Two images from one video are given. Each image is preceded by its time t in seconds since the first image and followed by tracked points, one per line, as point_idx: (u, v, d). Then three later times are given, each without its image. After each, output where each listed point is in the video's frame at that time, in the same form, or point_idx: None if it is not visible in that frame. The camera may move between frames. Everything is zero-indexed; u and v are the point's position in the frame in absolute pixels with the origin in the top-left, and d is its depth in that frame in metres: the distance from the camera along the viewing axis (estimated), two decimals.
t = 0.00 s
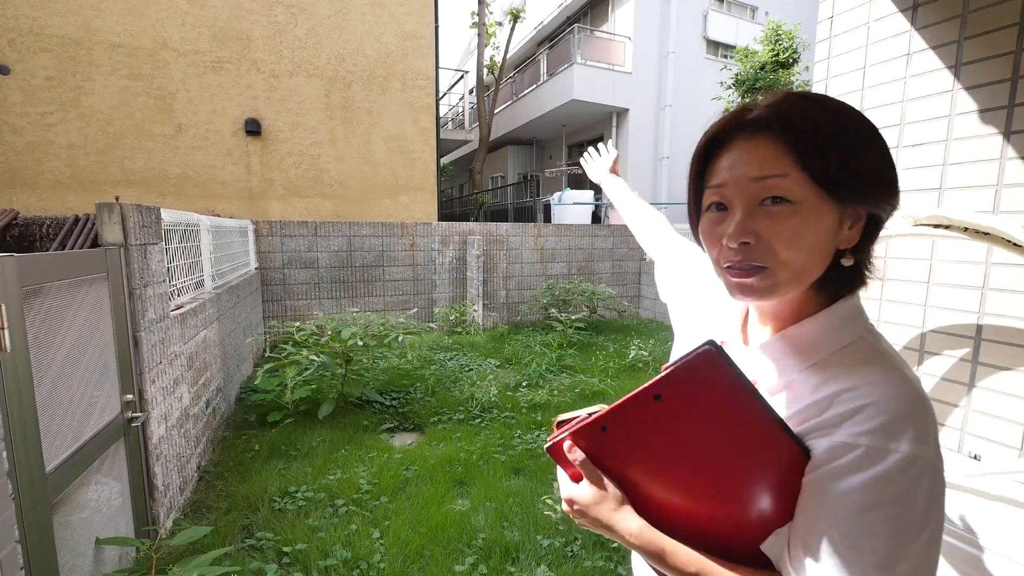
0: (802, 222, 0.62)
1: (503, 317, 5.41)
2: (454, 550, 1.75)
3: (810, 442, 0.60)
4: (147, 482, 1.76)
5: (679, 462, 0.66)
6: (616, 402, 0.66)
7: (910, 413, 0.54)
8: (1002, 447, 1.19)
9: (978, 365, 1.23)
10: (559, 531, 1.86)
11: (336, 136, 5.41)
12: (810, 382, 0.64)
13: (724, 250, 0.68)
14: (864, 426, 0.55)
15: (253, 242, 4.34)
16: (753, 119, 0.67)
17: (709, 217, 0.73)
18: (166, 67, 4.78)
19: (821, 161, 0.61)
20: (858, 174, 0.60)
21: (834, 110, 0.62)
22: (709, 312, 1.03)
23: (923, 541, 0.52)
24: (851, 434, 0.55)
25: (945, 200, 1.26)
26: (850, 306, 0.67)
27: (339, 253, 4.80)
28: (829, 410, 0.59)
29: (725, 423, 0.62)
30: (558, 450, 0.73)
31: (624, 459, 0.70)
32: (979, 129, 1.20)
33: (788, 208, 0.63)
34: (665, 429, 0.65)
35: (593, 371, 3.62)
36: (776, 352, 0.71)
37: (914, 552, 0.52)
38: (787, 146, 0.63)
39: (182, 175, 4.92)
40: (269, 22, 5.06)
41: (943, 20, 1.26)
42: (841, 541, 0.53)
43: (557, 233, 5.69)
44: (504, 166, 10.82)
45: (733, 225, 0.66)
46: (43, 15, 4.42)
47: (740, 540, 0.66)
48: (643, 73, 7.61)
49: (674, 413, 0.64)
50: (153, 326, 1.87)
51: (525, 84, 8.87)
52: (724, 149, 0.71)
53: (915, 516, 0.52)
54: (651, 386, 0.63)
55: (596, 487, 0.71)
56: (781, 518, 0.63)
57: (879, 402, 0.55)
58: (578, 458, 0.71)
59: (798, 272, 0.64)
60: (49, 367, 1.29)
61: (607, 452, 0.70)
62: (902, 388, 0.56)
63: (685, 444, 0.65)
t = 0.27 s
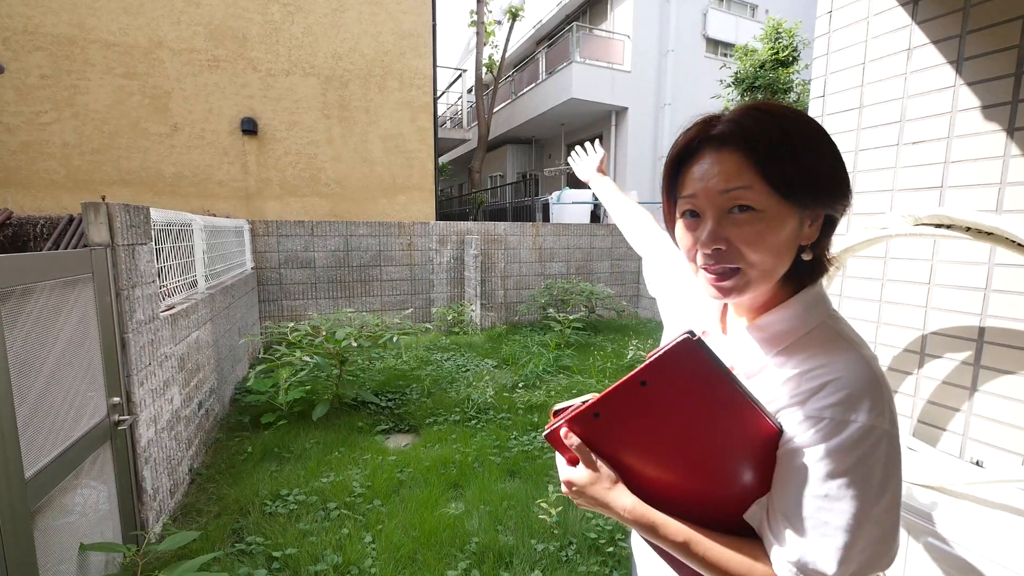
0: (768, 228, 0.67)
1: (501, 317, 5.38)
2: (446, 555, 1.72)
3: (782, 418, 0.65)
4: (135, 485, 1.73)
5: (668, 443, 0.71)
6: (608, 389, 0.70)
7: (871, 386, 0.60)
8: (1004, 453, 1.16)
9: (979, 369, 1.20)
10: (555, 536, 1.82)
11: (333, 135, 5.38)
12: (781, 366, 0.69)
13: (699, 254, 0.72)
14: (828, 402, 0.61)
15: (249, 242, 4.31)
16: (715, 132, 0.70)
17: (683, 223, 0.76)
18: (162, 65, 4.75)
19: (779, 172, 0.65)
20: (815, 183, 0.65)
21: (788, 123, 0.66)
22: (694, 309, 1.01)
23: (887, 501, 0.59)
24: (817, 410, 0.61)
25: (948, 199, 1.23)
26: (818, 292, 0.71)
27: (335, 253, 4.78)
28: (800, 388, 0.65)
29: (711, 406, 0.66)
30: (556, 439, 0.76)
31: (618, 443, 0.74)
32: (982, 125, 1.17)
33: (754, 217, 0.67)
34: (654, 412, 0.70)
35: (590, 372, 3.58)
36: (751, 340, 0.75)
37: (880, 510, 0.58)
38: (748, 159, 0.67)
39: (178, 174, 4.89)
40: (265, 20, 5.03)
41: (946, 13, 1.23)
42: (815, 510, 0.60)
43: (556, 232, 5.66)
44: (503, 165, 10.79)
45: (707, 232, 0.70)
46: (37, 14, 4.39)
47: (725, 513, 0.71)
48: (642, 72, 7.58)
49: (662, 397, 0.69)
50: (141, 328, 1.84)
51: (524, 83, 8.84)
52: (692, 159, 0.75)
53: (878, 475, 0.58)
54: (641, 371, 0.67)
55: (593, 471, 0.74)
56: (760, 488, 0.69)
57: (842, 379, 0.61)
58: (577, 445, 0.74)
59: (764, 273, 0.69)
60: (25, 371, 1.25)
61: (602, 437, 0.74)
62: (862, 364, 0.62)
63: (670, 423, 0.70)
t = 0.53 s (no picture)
0: (775, 224, 0.64)
1: (500, 317, 5.35)
2: (442, 559, 1.70)
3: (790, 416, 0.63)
4: (127, 488, 1.71)
5: (676, 443, 0.68)
6: (614, 386, 0.68)
7: (883, 380, 0.57)
8: (1013, 458, 1.13)
9: (988, 371, 1.17)
10: (553, 541, 1.79)
11: (331, 135, 5.35)
12: (789, 363, 0.66)
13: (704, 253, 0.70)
14: (839, 396, 0.58)
15: (246, 242, 4.28)
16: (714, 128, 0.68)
17: (685, 222, 0.73)
18: (159, 64, 4.72)
19: (784, 166, 0.62)
20: (821, 175, 0.62)
21: (789, 116, 0.63)
22: (704, 306, 0.98)
23: (903, 499, 0.56)
24: (828, 405, 0.58)
25: (955, 197, 1.21)
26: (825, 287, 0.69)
27: (333, 252, 4.74)
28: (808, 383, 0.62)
29: (719, 403, 0.64)
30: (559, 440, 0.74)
31: (622, 443, 0.71)
32: (991, 121, 1.14)
33: (759, 214, 0.64)
34: (661, 411, 0.68)
35: (590, 373, 3.56)
36: (757, 338, 0.73)
37: (895, 510, 0.55)
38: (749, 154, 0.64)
39: (175, 173, 4.86)
40: (262, 19, 5.00)
41: (953, 7, 1.21)
42: (829, 511, 0.56)
43: (555, 232, 5.63)
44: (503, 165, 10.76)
45: (711, 231, 0.67)
46: (33, 12, 4.35)
47: (734, 515, 0.68)
48: (642, 71, 7.55)
49: (669, 394, 0.67)
50: (133, 329, 1.81)
51: (524, 82, 8.81)
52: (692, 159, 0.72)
53: (893, 474, 0.55)
54: (647, 367, 0.66)
55: (598, 470, 0.71)
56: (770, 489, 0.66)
57: (853, 372, 0.58)
58: (581, 445, 0.71)
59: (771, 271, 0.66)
60: (8, 373, 1.23)
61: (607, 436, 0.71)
62: (871, 357, 0.59)
63: (676, 422, 0.67)
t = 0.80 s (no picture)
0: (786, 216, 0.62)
1: (500, 317, 5.34)
2: (443, 561, 1.68)
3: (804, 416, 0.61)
4: (125, 490, 1.69)
5: (687, 443, 0.67)
6: (622, 385, 0.67)
7: (900, 378, 0.56)
8: (1021, 460, 1.12)
9: (997, 373, 1.16)
10: (555, 542, 1.78)
11: (331, 134, 5.34)
12: (801, 361, 0.65)
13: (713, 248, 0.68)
14: (854, 394, 0.56)
15: (246, 241, 4.27)
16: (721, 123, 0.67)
17: (695, 217, 0.72)
18: (159, 63, 4.71)
19: (795, 158, 0.61)
20: (834, 167, 0.61)
21: (799, 108, 0.62)
22: (714, 304, 0.97)
23: (923, 502, 0.54)
24: (843, 404, 0.56)
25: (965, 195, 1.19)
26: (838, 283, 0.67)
27: (333, 252, 4.73)
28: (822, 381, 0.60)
29: (731, 403, 0.62)
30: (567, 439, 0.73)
31: (632, 443, 0.71)
32: (1000, 119, 1.13)
33: (769, 206, 0.63)
34: (671, 411, 0.66)
35: (590, 373, 3.54)
36: (768, 337, 0.71)
37: (914, 513, 0.54)
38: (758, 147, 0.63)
39: (175, 173, 4.85)
40: (263, 18, 4.98)
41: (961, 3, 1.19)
42: (844, 515, 0.55)
43: (556, 231, 5.61)
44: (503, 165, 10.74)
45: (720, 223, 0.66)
46: (32, 11, 4.34)
47: (746, 518, 0.67)
48: (643, 70, 7.53)
49: (680, 393, 0.65)
50: (132, 330, 1.79)
51: (524, 81, 8.80)
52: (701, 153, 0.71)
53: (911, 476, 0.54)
54: (655, 367, 0.64)
55: (607, 470, 0.71)
56: (785, 493, 0.64)
57: (869, 370, 0.57)
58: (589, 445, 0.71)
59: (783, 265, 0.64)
60: (3, 374, 1.21)
61: (616, 436, 0.71)
62: (885, 354, 0.57)
63: (686, 423, 0.66)
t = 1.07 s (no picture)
0: (806, 214, 0.63)
1: (503, 317, 5.33)
2: (450, 563, 1.67)
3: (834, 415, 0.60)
4: (131, 492, 1.68)
5: (710, 441, 0.66)
6: (645, 384, 0.66)
7: (932, 378, 0.54)
8: None
9: (1016, 376, 1.15)
10: (562, 545, 1.76)
11: (333, 134, 5.33)
12: (829, 360, 0.63)
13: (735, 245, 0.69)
14: (887, 392, 0.55)
15: (248, 241, 4.26)
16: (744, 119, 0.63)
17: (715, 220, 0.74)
18: (160, 63, 4.70)
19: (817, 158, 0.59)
20: (856, 165, 0.59)
21: (810, 105, 0.61)
22: (737, 301, 0.96)
23: (957, 504, 0.53)
24: (876, 401, 0.55)
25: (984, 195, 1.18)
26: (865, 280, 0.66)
27: (335, 252, 4.72)
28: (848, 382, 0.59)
29: (758, 402, 0.62)
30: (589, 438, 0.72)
31: (655, 441, 0.70)
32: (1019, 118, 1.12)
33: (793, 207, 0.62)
34: (695, 410, 0.66)
35: (595, 374, 3.52)
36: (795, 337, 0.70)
37: (954, 515, 0.53)
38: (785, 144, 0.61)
39: (177, 173, 4.84)
40: (264, 18, 4.97)
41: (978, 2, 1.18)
42: (879, 516, 0.54)
43: (558, 232, 5.60)
44: (504, 165, 10.73)
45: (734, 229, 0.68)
46: (34, 11, 4.33)
47: (772, 519, 0.66)
48: (645, 70, 7.53)
49: (702, 394, 0.64)
50: (136, 331, 1.78)
51: (525, 81, 8.79)
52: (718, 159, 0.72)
53: (949, 476, 0.53)
54: (678, 365, 0.63)
55: (630, 470, 0.70)
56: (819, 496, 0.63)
57: (901, 367, 0.55)
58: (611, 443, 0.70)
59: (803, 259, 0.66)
60: (8, 375, 1.20)
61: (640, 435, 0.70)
62: (918, 351, 0.56)
63: (710, 420, 0.65)
